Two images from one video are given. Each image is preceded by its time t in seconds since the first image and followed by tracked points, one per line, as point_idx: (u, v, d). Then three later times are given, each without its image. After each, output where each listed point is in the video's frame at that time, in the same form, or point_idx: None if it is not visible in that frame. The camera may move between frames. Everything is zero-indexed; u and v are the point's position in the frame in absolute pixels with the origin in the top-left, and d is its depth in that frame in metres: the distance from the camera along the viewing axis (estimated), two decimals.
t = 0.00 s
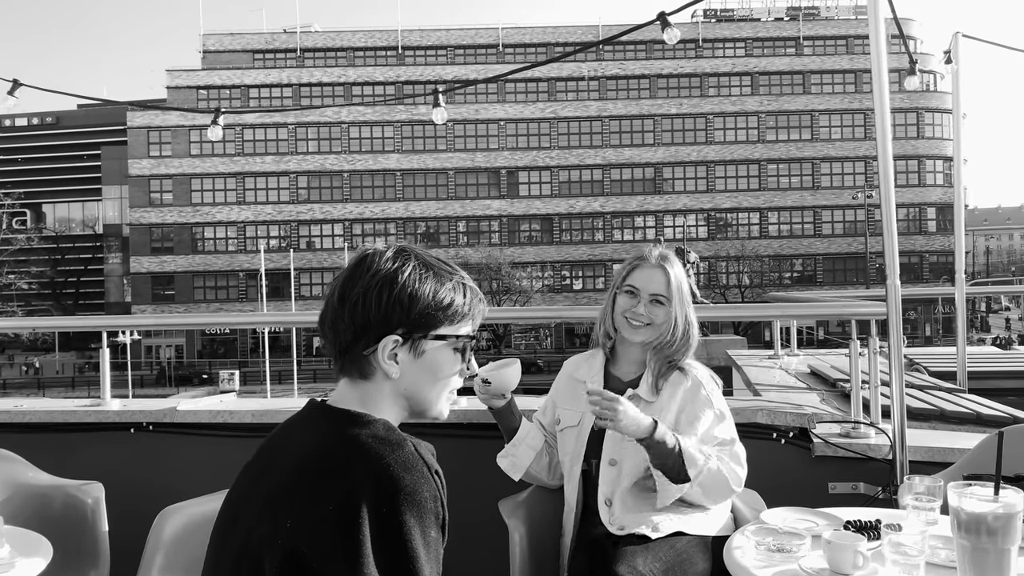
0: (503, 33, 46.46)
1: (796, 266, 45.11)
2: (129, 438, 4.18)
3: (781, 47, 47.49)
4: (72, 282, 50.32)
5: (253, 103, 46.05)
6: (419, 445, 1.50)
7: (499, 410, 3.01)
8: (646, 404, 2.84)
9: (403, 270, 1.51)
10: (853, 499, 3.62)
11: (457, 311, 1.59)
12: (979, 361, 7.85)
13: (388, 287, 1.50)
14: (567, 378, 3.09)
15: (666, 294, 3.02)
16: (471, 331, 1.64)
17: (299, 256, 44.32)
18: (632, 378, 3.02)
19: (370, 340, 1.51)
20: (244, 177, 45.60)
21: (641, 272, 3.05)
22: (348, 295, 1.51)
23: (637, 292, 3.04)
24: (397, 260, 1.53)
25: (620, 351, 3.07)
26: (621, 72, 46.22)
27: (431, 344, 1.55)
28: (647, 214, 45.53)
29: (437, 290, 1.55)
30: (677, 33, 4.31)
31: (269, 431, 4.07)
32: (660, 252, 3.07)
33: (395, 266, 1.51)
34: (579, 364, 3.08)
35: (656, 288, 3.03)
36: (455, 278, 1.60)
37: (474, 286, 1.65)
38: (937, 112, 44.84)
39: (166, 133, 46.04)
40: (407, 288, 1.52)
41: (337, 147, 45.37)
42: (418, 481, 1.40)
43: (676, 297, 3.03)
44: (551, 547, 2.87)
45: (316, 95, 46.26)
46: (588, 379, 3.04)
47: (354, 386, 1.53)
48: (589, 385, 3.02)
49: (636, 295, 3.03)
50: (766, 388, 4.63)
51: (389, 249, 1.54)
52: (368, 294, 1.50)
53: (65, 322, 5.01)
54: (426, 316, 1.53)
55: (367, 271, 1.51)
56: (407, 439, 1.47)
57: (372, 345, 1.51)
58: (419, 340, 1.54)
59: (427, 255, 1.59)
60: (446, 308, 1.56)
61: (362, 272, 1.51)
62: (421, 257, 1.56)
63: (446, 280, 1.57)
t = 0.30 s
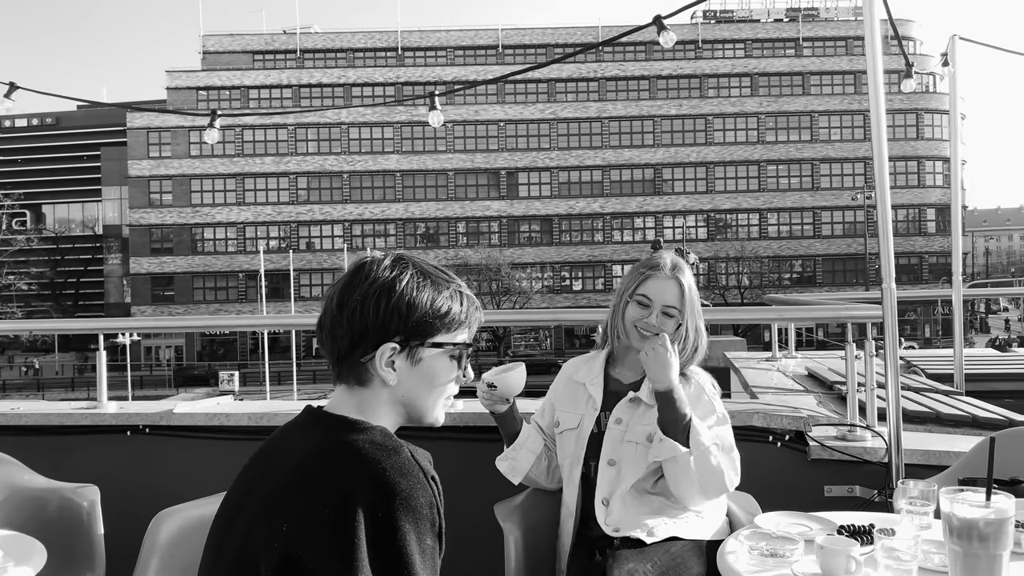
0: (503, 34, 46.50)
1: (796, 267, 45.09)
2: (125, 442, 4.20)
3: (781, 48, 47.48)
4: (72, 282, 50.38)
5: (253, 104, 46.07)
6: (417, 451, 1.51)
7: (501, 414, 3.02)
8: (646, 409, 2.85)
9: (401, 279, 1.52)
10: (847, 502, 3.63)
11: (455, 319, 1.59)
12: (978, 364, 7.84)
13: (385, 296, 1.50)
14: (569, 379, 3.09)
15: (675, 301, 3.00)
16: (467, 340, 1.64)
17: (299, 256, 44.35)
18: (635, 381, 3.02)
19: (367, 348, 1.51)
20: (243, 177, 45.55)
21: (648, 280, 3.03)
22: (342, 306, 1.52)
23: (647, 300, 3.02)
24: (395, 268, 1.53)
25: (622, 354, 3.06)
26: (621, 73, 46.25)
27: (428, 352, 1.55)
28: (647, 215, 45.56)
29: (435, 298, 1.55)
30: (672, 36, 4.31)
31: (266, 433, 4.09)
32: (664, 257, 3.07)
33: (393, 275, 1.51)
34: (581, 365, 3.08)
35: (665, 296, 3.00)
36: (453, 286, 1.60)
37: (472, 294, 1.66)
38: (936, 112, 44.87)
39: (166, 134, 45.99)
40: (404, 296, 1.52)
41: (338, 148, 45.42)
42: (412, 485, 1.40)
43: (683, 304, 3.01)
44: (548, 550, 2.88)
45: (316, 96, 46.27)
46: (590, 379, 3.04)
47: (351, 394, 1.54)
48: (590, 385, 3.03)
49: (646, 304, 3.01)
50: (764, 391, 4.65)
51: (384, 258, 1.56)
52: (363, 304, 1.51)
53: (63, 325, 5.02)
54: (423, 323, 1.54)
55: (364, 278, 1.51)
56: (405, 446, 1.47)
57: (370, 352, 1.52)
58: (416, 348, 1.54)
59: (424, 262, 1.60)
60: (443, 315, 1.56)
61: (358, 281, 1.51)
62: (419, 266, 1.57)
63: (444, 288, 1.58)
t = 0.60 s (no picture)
0: (503, 34, 46.49)
1: (795, 267, 45.05)
2: (121, 444, 4.22)
3: (780, 49, 47.40)
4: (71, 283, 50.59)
5: (252, 104, 46.05)
6: (411, 457, 1.51)
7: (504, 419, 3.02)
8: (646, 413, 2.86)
9: (397, 288, 1.52)
10: (843, 505, 3.64)
11: (449, 324, 1.59)
12: (976, 366, 7.84)
13: (378, 303, 1.51)
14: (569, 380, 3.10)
15: (683, 310, 3.00)
16: (460, 346, 1.65)
17: (298, 257, 44.41)
18: (636, 386, 3.02)
19: (361, 355, 1.52)
20: (243, 178, 45.52)
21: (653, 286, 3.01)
22: (337, 312, 1.52)
23: (657, 309, 3.00)
24: (389, 274, 1.53)
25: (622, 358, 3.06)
26: (621, 74, 46.27)
27: (424, 358, 1.56)
28: (646, 215, 45.56)
29: (429, 303, 1.55)
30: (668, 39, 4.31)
31: (262, 436, 4.10)
32: (669, 262, 3.06)
33: (386, 282, 1.52)
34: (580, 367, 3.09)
35: (669, 303, 2.99)
36: (446, 292, 1.61)
37: (467, 300, 1.67)
38: (934, 113, 44.91)
39: (166, 134, 45.95)
40: (399, 302, 1.52)
41: (337, 149, 45.42)
42: (407, 490, 1.40)
43: (691, 312, 3.01)
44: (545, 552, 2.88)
45: (316, 97, 46.26)
46: (589, 382, 3.04)
47: (346, 400, 1.55)
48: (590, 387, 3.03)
49: (657, 313, 2.99)
50: (759, 393, 4.66)
51: (379, 264, 1.56)
52: (358, 310, 1.51)
53: (59, 327, 5.03)
54: (417, 329, 1.54)
55: (358, 285, 1.52)
56: (399, 451, 1.47)
57: (364, 358, 1.52)
58: (410, 354, 1.55)
59: (423, 268, 1.61)
60: (438, 320, 1.57)
61: (353, 288, 1.52)
62: (413, 271, 1.58)
63: (437, 293, 1.58)
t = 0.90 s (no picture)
0: (502, 35, 46.57)
1: (795, 268, 45.00)
2: (117, 447, 4.27)
3: (780, 49, 47.36)
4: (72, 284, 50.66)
5: (253, 105, 46.07)
6: (403, 462, 1.52)
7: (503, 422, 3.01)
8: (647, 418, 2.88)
9: (384, 297, 1.52)
10: (837, 508, 3.68)
11: (434, 328, 1.60)
12: (973, 367, 7.84)
13: (363, 312, 1.51)
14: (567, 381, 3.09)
15: (688, 319, 2.97)
16: (449, 348, 1.65)
17: (298, 257, 44.45)
18: (633, 391, 3.02)
19: (349, 364, 1.52)
20: (243, 178, 45.51)
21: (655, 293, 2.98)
22: (323, 321, 1.52)
23: (662, 318, 2.97)
24: (372, 281, 1.53)
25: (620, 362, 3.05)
26: (620, 74, 46.29)
27: (411, 363, 1.57)
28: (646, 216, 45.58)
29: (413, 308, 1.55)
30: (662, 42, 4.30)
31: (257, 439, 4.15)
32: (670, 267, 3.04)
33: (369, 288, 1.51)
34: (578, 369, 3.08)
35: (667, 310, 2.97)
36: (432, 293, 1.60)
37: (454, 300, 1.67)
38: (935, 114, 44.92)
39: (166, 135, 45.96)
40: (384, 308, 1.52)
41: (337, 149, 45.42)
42: (398, 497, 1.41)
43: (696, 320, 2.99)
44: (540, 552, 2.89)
45: (316, 97, 46.25)
46: (586, 385, 3.04)
47: (338, 406, 1.55)
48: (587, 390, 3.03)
49: (662, 322, 2.95)
50: (756, 396, 4.68)
51: (364, 270, 1.55)
52: (345, 319, 1.51)
53: (54, 331, 5.05)
54: (404, 335, 1.54)
55: (342, 294, 1.51)
56: (391, 457, 1.48)
57: (353, 367, 1.52)
58: (399, 360, 1.55)
59: (411, 273, 1.61)
60: (424, 325, 1.57)
61: (339, 297, 1.51)
62: (399, 276, 1.58)
63: (422, 295, 1.58)
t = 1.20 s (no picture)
0: (501, 36, 46.67)
1: (795, 268, 45.00)
2: (111, 449, 4.29)
3: (780, 50, 47.33)
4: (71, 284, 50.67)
5: (253, 106, 46.05)
6: (394, 474, 1.52)
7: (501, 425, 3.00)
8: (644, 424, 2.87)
9: (368, 306, 1.52)
10: (832, 511, 3.72)
11: (421, 330, 1.61)
12: (970, 369, 7.84)
13: (345, 322, 1.51)
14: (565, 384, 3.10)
15: (695, 329, 2.91)
16: (436, 351, 1.67)
17: (298, 258, 44.46)
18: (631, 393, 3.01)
19: (336, 376, 1.53)
20: (242, 179, 45.49)
21: (657, 303, 2.92)
22: (306, 332, 1.51)
23: (670, 329, 2.91)
24: (351, 290, 1.52)
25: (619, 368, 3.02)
26: (620, 75, 46.32)
27: (399, 369, 1.58)
28: (646, 216, 45.58)
29: (396, 314, 1.56)
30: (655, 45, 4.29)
31: (255, 443, 4.15)
32: (676, 275, 2.95)
33: (350, 297, 1.51)
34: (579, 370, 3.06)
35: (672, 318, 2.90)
36: (414, 297, 1.60)
37: (439, 299, 1.68)
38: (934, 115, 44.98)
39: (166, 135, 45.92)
40: (366, 317, 1.52)
41: (337, 149, 45.45)
42: (388, 511, 1.41)
43: (704, 330, 2.91)
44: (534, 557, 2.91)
45: (315, 98, 46.20)
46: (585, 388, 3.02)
47: (327, 416, 1.56)
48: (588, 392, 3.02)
49: (670, 333, 2.90)
50: (753, 398, 4.69)
51: (344, 279, 1.55)
52: (328, 329, 1.51)
53: (49, 332, 5.04)
54: (388, 344, 1.55)
55: (323, 304, 1.51)
56: (382, 468, 1.48)
57: (341, 379, 1.53)
58: (386, 368, 1.56)
59: (396, 276, 1.62)
60: (408, 330, 1.58)
61: (321, 307, 1.51)
62: (384, 280, 1.58)
63: (405, 300, 1.58)
